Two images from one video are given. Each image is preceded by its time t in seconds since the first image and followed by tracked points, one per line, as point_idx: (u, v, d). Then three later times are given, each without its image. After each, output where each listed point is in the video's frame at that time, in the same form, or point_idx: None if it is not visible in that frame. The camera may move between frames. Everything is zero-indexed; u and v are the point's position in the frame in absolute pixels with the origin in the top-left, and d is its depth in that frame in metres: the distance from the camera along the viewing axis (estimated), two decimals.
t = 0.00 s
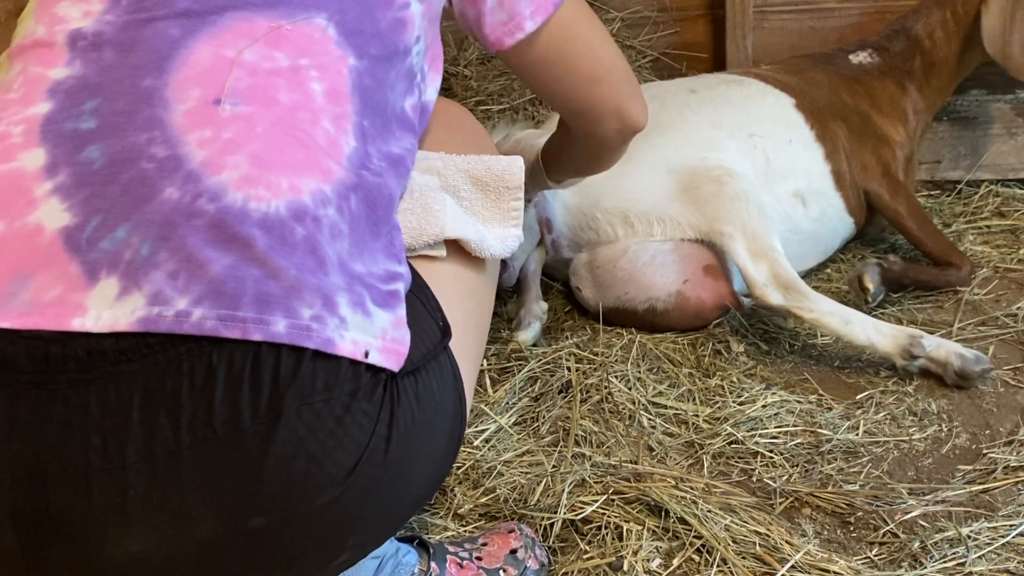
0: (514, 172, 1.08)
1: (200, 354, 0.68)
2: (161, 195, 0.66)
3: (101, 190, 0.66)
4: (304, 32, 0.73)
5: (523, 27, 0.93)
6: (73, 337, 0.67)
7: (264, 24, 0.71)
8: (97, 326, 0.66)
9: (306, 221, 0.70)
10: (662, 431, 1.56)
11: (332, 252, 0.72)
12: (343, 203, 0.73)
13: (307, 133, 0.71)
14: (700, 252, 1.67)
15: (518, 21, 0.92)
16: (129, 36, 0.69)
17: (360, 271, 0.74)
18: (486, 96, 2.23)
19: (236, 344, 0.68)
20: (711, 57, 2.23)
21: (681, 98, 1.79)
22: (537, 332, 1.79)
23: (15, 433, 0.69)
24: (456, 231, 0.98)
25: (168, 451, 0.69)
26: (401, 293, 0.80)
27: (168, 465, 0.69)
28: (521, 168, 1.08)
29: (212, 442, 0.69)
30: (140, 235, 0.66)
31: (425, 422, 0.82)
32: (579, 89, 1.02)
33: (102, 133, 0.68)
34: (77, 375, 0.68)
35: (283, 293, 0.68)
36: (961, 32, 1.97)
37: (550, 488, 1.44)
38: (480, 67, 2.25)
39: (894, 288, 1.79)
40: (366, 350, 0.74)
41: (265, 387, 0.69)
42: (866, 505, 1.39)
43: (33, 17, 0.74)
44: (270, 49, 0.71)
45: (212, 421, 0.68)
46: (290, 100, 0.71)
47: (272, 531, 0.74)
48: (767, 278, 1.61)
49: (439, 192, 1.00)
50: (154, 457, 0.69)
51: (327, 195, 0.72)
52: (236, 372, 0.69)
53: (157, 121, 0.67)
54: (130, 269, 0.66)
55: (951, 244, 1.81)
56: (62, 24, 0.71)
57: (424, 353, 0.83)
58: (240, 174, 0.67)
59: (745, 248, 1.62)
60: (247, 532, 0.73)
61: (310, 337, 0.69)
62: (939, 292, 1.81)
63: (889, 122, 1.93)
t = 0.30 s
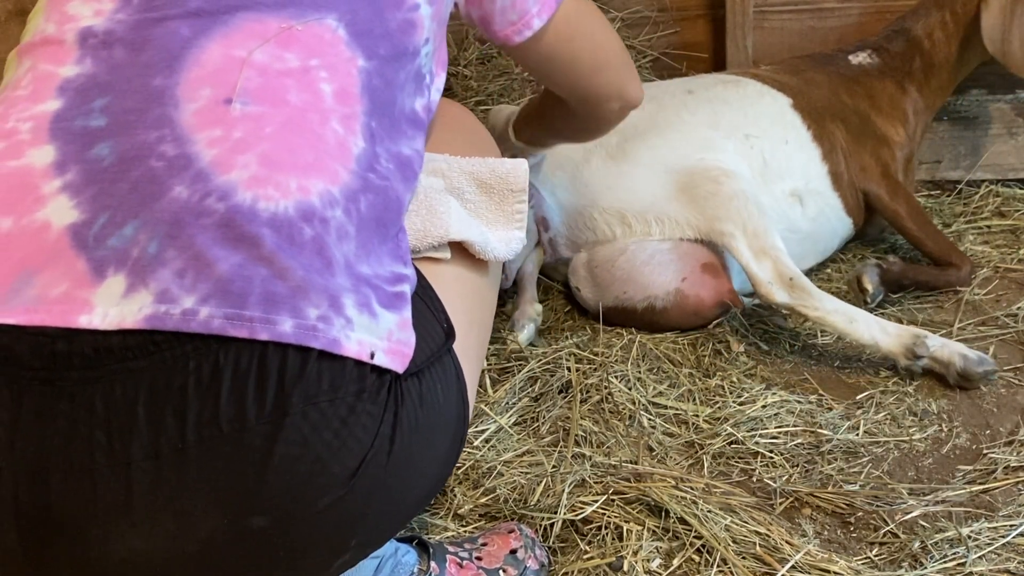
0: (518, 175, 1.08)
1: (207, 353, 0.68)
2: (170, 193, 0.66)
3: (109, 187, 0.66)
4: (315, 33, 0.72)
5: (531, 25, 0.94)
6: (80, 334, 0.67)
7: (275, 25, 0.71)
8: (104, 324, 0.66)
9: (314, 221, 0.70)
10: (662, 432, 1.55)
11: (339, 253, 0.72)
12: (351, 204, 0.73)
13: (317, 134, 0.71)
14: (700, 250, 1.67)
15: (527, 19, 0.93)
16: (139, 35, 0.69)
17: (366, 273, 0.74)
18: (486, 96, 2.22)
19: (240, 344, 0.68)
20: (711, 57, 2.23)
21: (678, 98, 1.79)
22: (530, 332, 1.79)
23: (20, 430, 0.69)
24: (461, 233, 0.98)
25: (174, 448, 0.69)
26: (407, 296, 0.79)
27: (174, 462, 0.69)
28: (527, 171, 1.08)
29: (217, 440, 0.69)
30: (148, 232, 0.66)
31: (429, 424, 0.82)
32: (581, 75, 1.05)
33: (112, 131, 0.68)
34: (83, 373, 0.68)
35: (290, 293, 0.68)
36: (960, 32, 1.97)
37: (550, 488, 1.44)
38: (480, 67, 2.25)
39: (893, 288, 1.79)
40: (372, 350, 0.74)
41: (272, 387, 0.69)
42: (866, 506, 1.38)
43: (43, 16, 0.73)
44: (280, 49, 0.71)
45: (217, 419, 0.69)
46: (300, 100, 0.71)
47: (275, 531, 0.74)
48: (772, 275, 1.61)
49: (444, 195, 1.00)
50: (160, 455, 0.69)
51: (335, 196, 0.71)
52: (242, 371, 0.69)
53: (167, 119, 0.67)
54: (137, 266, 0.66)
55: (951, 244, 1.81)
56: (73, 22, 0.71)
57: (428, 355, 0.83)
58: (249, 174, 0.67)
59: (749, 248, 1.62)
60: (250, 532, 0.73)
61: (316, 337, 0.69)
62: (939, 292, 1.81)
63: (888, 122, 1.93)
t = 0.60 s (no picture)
0: (523, 174, 1.08)
1: (206, 345, 0.68)
2: (172, 185, 0.66)
3: (112, 180, 0.67)
4: (319, 28, 0.73)
5: (530, 11, 0.96)
6: (83, 327, 0.67)
7: (280, 20, 0.72)
8: (104, 314, 0.66)
9: (317, 214, 0.70)
10: (662, 432, 1.55)
11: (342, 246, 0.72)
12: (353, 199, 0.73)
13: (321, 128, 0.71)
14: (701, 249, 1.67)
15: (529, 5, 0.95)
16: (145, 29, 0.70)
17: (370, 267, 0.74)
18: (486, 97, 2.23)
19: (241, 334, 0.68)
20: (711, 57, 2.23)
21: (676, 99, 1.79)
22: (529, 330, 1.80)
23: (17, 424, 0.69)
24: (464, 232, 0.98)
25: (171, 439, 0.69)
26: (411, 293, 0.79)
27: (170, 453, 0.69)
28: (531, 171, 1.08)
29: (214, 432, 0.69)
30: (150, 224, 0.66)
31: (429, 421, 0.82)
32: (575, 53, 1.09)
33: (115, 124, 0.68)
34: (83, 365, 0.68)
35: (290, 286, 0.68)
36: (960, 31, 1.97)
37: (550, 488, 1.44)
38: (481, 67, 2.25)
39: (893, 288, 1.79)
40: (372, 345, 0.73)
41: (270, 379, 0.69)
42: (867, 506, 1.38)
43: (52, 14, 0.75)
44: (284, 44, 0.71)
45: (215, 411, 0.69)
46: (304, 94, 0.71)
47: (271, 526, 0.73)
48: (774, 273, 1.61)
49: (446, 194, 1.00)
50: (157, 445, 0.69)
51: (337, 190, 0.71)
52: (241, 363, 0.69)
53: (171, 112, 0.67)
54: (138, 258, 0.66)
55: (951, 244, 1.81)
56: (79, 18, 0.72)
57: (429, 352, 0.83)
58: (252, 167, 0.67)
59: (750, 245, 1.62)
60: (247, 526, 0.72)
61: (314, 330, 0.69)
62: (940, 292, 1.81)
63: (888, 123, 1.93)
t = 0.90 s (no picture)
0: (527, 175, 1.06)
1: (199, 338, 0.68)
2: (168, 179, 0.66)
3: (108, 174, 0.67)
4: (319, 26, 0.73)
5: (528, 40, 0.97)
6: (82, 321, 0.67)
7: (279, 17, 0.72)
8: (99, 307, 0.66)
9: (312, 210, 0.70)
10: (662, 432, 1.55)
11: (337, 243, 0.72)
12: (350, 195, 0.73)
13: (318, 124, 0.71)
14: (699, 249, 1.66)
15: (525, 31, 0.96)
16: (144, 24, 0.69)
17: (365, 264, 0.74)
18: (486, 97, 2.23)
19: (233, 327, 0.68)
20: (711, 57, 2.22)
21: (673, 99, 1.78)
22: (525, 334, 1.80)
23: (16, 416, 0.69)
24: (465, 231, 0.97)
25: (164, 433, 0.68)
26: (406, 289, 0.79)
27: (163, 447, 0.69)
28: (535, 172, 1.06)
29: (207, 425, 0.69)
30: (145, 218, 0.66)
31: (424, 418, 0.82)
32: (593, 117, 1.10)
33: (114, 119, 0.68)
34: (79, 358, 0.68)
35: (285, 281, 0.68)
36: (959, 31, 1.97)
37: (551, 489, 1.44)
38: (481, 67, 2.25)
39: (893, 288, 1.79)
40: (365, 340, 0.73)
41: (263, 373, 0.69)
42: (867, 506, 1.38)
43: (56, 11, 0.74)
44: (283, 41, 0.72)
45: (208, 403, 0.68)
46: (302, 91, 0.71)
47: (261, 521, 0.73)
48: (773, 273, 1.61)
49: (450, 193, 0.99)
50: (149, 438, 0.68)
51: (334, 186, 0.72)
52: (234, 358, 0.69)
53: (169, 107, 0.68)
54: (134, 252, 0.66)
55: (952, 244, 1.81)
56: (82, 14, 0.72)
57: (427, 350, 0.83)
58: (248, 161, 0.67)
59: (748, 244, 1.61)
60: (240, 520, 0.72)
61: (308, 324, 0.69)
62: (940, 292, 1.81)
63: (887, 123, 1.93)
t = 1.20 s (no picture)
0: (524, 178, 1.04)
1: (206, 351, 0.67)
2: (173, 191, 0.66)
3: (113, 184, 0.66)
4: (323, 38, 0.73)
5: (499, 66, 1.02)
6: (83, 331, 0.66)
7: (284, 28, 0.71)
8: (105, 319, 0.65)
9: (316, 223, 0.69)
10: (662, 432, 1.55)
11: (341, 255, 0.71)
12: (355, 207, 0.73)
13: (322, 137, 0.71)
14: (700, 246, 1.67)
15: (498, 56, 1.01)
16: (148, 31, 0.69)
17: (369, 275, 0.74)
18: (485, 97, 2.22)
19: (241, 340, 0.67)
20: (711, 57, 2.22)
21: (678, 84, 1.81)
22: (527, 335, 1.80)
23: (19, 427, 0.68)
24: (465, 236, 0.97)
25: (173, 445, 0.68)
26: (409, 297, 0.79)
27: (172, 459, 0.68)
28: (532, 177, 1.04)
29: (216, 437, 0.68)
30: (151, 230, 0.65)
31: (429, 426, 0.81)
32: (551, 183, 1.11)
33: (117, 127, 0.67)
34: (85, 368, 0.67)
35: (292, 294, 0.68)
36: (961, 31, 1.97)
37: (550, 489, 1.44)
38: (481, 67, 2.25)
39: (893, 287, 1.79)
40: (372, 351, 0.73)
41: (271, 386, 0.69)
42: (867, 506, 1.38)
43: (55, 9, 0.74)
44: (288, 52, 0.71)
45: (217, 416, 0.68)
46: (306, 102, 0.71)
47: (269, 531, 0.73)
48: (775, 269, 1.61)
49: (449, 198, 0.98)
50: (159, 452, 0.68)
51: (339, 198, 0.71)
52: (243, 370, 0.68)
53: (172, 117, 0.67)
54: (139, 264, 0.66)
55: (952, 245, 1.81)
56: (84, 15, 0.71)
57: (430, 356, 0.83)
58: (253, 174, 0.67)
59: (750, 240, 1.62)
60: (250, 528, 0.72)
61: (315, 337, 0.69)
62: (940, 292, 1.81)
63: (889, 123, 1.92)
